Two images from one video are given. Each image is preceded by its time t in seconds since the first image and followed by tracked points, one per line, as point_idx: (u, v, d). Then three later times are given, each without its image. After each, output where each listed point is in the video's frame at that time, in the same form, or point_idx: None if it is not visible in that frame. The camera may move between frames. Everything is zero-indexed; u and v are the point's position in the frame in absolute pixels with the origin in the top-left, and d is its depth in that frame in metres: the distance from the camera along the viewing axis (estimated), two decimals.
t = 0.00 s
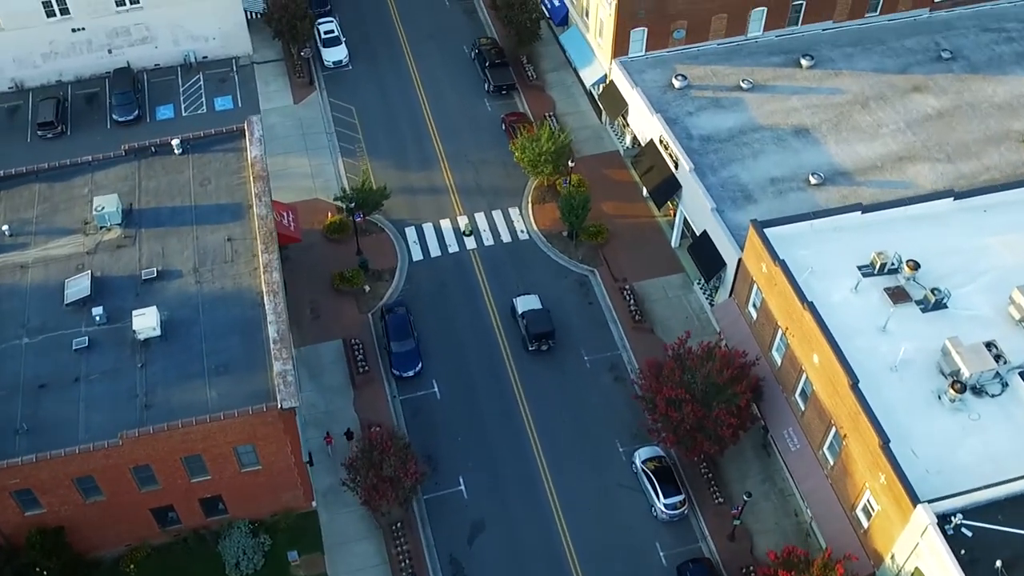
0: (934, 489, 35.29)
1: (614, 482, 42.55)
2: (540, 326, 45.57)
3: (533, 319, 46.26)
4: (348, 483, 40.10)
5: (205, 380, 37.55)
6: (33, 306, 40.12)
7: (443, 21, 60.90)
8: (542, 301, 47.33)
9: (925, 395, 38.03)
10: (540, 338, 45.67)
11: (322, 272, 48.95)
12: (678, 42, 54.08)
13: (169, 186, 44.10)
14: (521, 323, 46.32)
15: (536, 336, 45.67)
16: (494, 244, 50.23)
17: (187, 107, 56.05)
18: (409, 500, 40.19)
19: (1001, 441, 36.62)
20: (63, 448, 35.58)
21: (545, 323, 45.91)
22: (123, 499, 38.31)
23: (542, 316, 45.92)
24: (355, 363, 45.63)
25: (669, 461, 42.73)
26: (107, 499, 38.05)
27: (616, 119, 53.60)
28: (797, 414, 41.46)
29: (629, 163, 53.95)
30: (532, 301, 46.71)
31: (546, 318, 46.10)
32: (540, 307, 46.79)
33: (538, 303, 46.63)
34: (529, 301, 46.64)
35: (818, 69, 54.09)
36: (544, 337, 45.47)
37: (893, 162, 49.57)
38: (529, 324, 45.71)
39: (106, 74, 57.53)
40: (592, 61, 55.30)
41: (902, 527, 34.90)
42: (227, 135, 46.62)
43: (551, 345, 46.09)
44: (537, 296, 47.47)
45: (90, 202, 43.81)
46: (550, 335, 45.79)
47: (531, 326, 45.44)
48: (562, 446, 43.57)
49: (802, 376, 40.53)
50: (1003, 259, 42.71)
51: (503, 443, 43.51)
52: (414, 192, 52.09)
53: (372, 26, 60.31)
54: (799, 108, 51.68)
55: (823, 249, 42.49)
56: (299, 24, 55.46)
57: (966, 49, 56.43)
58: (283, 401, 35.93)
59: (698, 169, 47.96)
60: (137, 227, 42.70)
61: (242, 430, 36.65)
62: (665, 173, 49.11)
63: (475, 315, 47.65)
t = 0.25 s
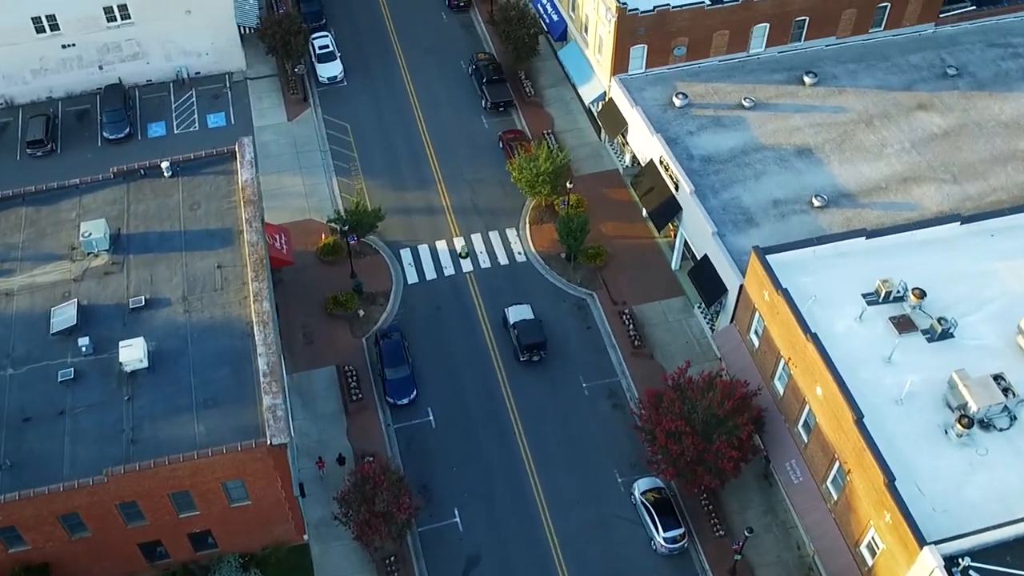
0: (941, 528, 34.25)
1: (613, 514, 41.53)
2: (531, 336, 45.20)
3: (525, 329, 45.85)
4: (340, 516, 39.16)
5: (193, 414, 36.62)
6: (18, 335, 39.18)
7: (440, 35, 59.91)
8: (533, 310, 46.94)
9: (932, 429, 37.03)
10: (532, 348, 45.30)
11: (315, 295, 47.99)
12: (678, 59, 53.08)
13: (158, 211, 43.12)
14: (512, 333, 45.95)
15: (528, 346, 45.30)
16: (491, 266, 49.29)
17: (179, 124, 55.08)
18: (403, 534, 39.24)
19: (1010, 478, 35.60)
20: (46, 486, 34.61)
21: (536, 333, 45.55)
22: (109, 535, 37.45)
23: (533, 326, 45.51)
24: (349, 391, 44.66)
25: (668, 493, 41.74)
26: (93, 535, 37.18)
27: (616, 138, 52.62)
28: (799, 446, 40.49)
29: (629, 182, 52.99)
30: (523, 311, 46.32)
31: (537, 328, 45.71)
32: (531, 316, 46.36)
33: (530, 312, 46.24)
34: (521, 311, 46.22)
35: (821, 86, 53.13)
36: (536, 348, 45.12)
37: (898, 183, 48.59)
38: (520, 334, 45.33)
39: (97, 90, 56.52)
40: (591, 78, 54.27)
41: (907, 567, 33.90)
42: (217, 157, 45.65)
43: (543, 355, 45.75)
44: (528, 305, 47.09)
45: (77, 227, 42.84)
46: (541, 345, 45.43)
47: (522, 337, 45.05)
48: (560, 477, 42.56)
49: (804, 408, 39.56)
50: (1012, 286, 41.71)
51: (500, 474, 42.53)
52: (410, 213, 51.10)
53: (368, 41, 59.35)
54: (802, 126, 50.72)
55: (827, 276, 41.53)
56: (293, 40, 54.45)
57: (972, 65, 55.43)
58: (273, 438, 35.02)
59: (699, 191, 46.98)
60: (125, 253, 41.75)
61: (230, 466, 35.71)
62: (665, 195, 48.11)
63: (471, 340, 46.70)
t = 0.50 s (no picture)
0: None
1: (611, 553, 40.33)
2: (521, 349, 44.63)
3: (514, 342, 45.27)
4: (331, 559, 38.07)
5: (178, 457, 35.51)
6: None
7: (435, 52, 58.76)
8: (523, 322, 46.38)
9: (939, 471, 35.94)
10: (522, 362, 44.73)
11: (307, 323, 46.79)
12: (678, 79, 51.93)
13: (145, 241, 41.98)
14: (502, 346, 45.38)
15: (518, 359, 44.73)
16: (486, 293, 48.17)
17: (168, 145, 53.91)
18: None
19: (1020, 523, 34.48)
20: (25, 533, 33.37)
21: (526, 346, 44.97)
22: None
23: (523, 339, 44.92)
24: (340, 425, 43.51)
25: (668, 531, 40.58)
26: None
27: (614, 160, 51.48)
28: (802, 484, 39.37)
29: (628, 205, 51.91)
30: (513, 323, 45.74)
31: (526, 341, 45.13)
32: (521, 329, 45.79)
33: (519, 324, 45.67)
34: (511, 323, 45.65)
35: (824, 107, 52.04)
36: (525, 361, 44.56)
37: (903, 208, 47.50)
38: (510, 347, 44.75)
39: (86, 110, 55.29)
40: (589, 98, 53.04)
41: None
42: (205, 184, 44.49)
43: (533, 368, 45.19)
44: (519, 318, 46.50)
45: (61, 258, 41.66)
46: (531, 359, 44.87)
47: (512, 350, 44.47)
48: (557, 514, 41.36)
49: (808, 446, 38.44)
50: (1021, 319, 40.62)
51: (495, 511, 41.35)
52: (403, 238, 49.95)
53: (362, 58, 58.23)
54: (805, 149, 49.63)
55: (830, 309, 40.49)
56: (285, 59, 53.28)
57: (978, 84, 54.29)
58: (260, 483, 33.83)
59: (700, 218, 45.85)
60: (110, 285, 40.59)
61: (217, 511, 34.52)
62: (665, 221, 47.00)
63: (466, 371, 45.59)
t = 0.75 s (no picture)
0: None
1: None
2: (511, 361, 44.09)
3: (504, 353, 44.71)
4: None
5: (164, 496, 34.45)
6: None
7: (430, 68, 57.76)
8: (513, 333, 45.84)
9: (947, 509, 34.86)
10: (512, 373, 44.18)
11: (298, 351, 45.97)
12: (677, 98, 50.93)
13: (131, 269, 40.96)
14: (492, 357, 44.82)
15: (508, 371, 44.17)
16: (482, 318, 47.12)
17: (158, 165, 52.85)
18: None
19: None
20: None
21: (516, 357, 44.42)
22: None
23: (513, 350, 44.37)
24: (332, 456, 42.48)
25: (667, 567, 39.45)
26: None
27: (612, 182, 50.51)
28: (805, 520, 38.33)
29: (626, 227, 50.94)
30: (503, 334, 45.19)
31: (517, 352, 44.58)
32: (511, 340, 45.20)
33: (510, 335, 45.12)
34: (500, 334, 45.09)
35: (827, 127, 51.08)
36: (514, 373, 44.00)
37: (907, 232, 46.53)
38: (499, 358, 44.20)
39: (75, 129, 54.22)
40: (586, 117, 51.96)
41: None
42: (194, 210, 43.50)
43: (523, 379, 44.64)
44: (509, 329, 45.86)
45: (45, 287, 40.56)
46: (521, 370, 44.31)
47: (501, 362, 43.93)
48: (554, 548, 40.15)
49: (810, 482, 37.44)
50: None
51: (490, 545, 40.18)
52: (397, 261, 48.97)
53: (356, 75, 57.27)
54: (807, 171, 48.69)
55: (833, 340, 39.57)
56: (276, 77, 52.38)
57: (983, 102, 53.31)
58: (247, 524, 32.63)
59: (699, 243, 44.87)
60: (95, 315, 39.55)
61: (203, 553, 33.34)
62: (664, 246, 46.04)
63: (461, 399, 44.56)
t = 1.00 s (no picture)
0: None
1: None
2: (500, 375, 43.70)
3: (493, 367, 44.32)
4: None
5: (146, 545, 33.18)
6: None
7: (425, 88, 56.62)
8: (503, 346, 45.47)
9: (956, 557, 33.57)
10: (500, 388, 43.79)
11: (288, 384, 44.76)
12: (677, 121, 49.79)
13: (115, 303, 39.73)
14: (481, 371, 44.44)
15: (496, 385, 43.77)
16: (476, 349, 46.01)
17: (146, 188, 51.61)
18: None
19: None
20: None
21: (505, 371, 44.04)
22: None
23: (502, 364, 44.00)
24: (322, 493, 41.27)
25: None
26: None
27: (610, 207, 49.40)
28: (809, 564, 37.07)
29: (624, 252, 49.80)
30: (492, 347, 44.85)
31: (505, 366, 44.19)
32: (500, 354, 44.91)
33: (499, 348, 44.79)
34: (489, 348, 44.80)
35: (829, 150, 49.97)
36: (504, 387, 43.64)
37: (912, 260, 45.39)
38: (488, 373, 43.79)
39: (61, 151, 52.90)
40: (583, 140, 50.82)
41: None
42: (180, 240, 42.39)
43: (512, 394, 44.24)
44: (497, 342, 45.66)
45: (26, 322, 39.19)
46: (510, 385, 43.92)
47: (490, 376, 43.53)
48: None
49: (814, 526, 36.23)
50: None
51: None
52: (390, 289, 47.83)
53: (349, 95, 56.15)
54: (810, 196, 47.58)
55: (837, 377, 38.49)
56: (266, 99, 51.16)
57: (989, 123, 52.15)
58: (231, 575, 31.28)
59: (699, 272, 43.79)
60: (78, 352, 38.31)
61: None
62: (664, 275, 44.92)
63: (454, 434, 43.40)
